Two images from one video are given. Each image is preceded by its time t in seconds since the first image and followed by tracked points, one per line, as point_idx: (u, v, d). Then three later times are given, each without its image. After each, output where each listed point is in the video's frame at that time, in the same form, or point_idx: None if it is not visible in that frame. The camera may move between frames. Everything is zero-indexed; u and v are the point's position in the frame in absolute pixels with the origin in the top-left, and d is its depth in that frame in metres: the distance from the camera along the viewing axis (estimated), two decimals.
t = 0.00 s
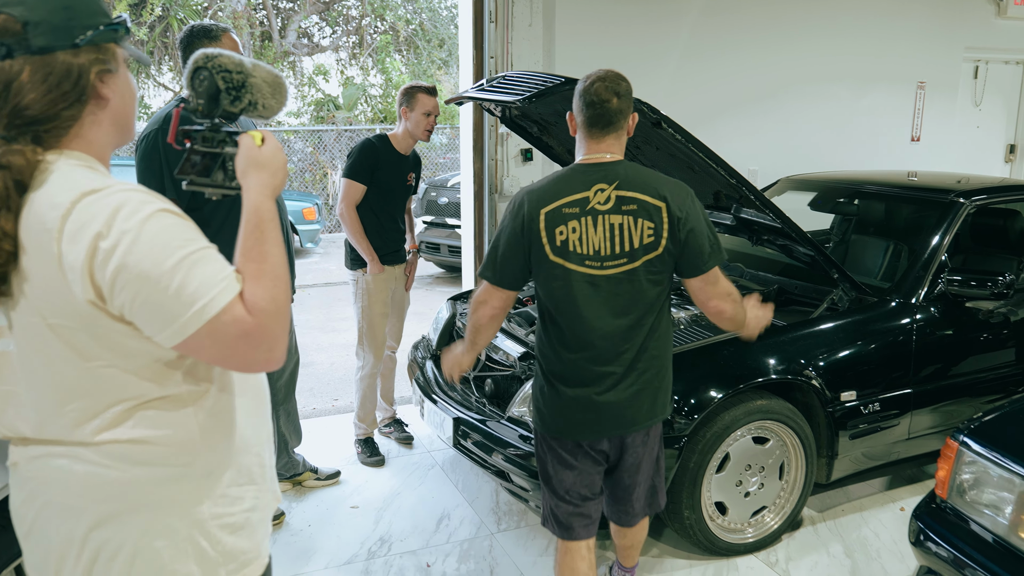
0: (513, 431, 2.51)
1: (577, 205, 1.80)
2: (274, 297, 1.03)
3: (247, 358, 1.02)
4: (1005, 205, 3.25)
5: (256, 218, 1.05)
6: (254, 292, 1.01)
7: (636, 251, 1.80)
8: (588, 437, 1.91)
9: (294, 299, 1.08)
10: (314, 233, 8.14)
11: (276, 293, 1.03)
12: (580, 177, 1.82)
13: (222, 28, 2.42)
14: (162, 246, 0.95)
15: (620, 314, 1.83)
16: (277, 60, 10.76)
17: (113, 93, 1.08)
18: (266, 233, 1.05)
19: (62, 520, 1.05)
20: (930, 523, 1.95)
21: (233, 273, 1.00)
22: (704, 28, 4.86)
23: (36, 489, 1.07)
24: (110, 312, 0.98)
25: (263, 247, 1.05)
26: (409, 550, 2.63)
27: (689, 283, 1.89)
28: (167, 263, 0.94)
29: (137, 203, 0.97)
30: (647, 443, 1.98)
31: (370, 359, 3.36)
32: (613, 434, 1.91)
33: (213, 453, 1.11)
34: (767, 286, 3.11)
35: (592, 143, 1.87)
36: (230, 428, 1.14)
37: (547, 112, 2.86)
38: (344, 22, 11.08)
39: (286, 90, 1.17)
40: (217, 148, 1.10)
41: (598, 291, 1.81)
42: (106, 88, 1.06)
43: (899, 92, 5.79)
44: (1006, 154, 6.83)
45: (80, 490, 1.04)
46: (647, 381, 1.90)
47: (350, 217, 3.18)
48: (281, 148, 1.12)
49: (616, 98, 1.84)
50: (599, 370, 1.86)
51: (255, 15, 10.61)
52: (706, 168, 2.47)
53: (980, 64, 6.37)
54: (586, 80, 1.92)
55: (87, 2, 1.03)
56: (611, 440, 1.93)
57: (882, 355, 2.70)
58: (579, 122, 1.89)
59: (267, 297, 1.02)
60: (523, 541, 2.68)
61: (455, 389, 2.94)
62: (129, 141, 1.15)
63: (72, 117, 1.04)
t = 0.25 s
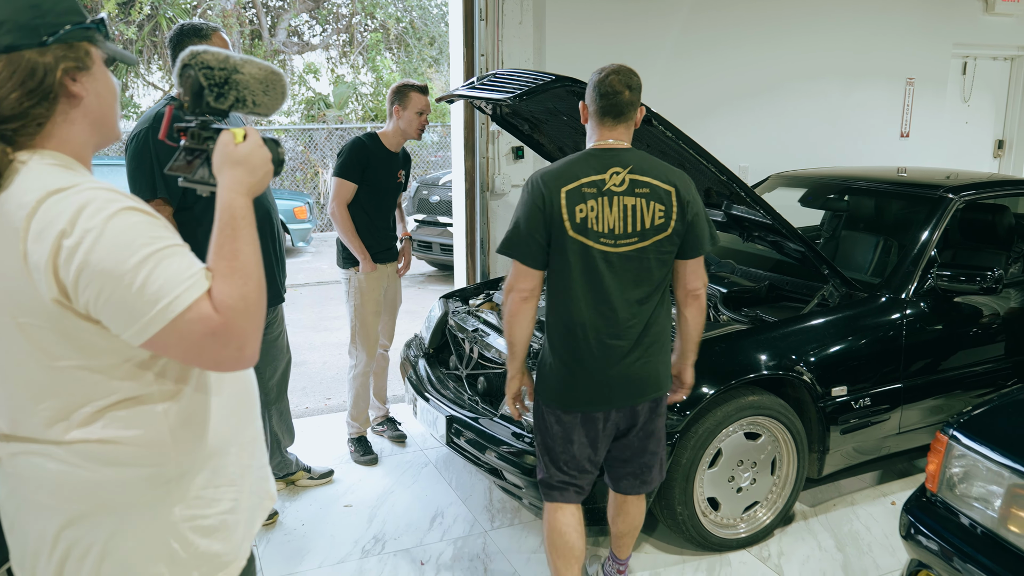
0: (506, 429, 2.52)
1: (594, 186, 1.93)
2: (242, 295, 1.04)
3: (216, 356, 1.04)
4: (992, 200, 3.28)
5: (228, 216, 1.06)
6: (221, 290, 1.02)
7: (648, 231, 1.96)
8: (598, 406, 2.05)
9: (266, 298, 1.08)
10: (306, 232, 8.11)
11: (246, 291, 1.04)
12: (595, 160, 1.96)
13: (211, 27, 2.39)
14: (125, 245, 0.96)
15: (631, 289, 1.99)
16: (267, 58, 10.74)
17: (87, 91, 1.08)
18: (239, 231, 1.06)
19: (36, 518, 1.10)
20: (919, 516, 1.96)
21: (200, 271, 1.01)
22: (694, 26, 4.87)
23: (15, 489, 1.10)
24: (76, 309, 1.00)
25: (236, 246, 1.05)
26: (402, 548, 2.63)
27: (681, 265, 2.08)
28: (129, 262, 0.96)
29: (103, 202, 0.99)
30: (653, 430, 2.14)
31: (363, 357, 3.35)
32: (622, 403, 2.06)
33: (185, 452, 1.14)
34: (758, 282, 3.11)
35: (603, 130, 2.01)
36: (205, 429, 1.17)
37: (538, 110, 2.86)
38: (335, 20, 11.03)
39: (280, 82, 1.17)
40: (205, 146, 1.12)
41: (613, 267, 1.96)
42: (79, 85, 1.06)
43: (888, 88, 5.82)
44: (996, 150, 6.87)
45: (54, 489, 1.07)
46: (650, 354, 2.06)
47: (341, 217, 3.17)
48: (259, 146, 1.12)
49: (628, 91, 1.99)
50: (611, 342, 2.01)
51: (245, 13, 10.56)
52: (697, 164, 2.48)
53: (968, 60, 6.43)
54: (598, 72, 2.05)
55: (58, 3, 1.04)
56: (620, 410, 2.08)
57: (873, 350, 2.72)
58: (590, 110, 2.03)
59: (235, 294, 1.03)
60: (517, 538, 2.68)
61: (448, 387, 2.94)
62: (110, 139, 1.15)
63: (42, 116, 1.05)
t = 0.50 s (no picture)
0: (501, 427, 2.52)
1: (601, 180, 1.94)
2: (225, 292, 1.04)
3: (200, 353, 1.04)
4: (984, 197, 3.30)
5: (210, 215, 1.05)
6: (204, 288, 1.02)
7: (652, 225, 1.98)
8: (603, 398, 2.06)
9: (249, 295, 1.08)
10: (299, 232, 8.08)
11: (228, 289, 1.04)
12: (600, 155, 1.97)
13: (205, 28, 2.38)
14: (105, 245, 0.96)
15: (637, 282, 2.00)
16: (260, 58, 10.72)
17: (69, 91, 1.07)
18: (220, 230, 1.06)
19: (18, 514, 1.10)
20: (914, 512, 1.97)
21: (182, 270, 1.01)
22: (687, 24, 4.88)
23: None
24: (59, 309, 1.01)
25: (219, 245, 1.05)
26: (398, 548, 2.63)
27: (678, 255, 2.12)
28: (110, 262, 0.96)
29: (84, 203, 0.99)
30: (652, 416, 2.18)
31: (358, 356, 3.34)
32: (627, 395, 2.08)
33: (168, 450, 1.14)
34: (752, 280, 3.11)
35: (603, 127, 2.02)
36: (188, 426, 1.17)
37: (531, 109, 2.86)
38: (327, 19, 10.99)
39: (264, 80, 1.16)
40: (188, 145, 1.13)
41: (619, 259, 1.97)
42: (60, 86, 1.06)
43: (880, 86, 5.84)
44: (988, 147, 6.90)
45: (35, 486, 1.08)
46: (653, 344, 2.09)
47: (336, 216, 3.16)
48: (241, 146, 1.11)
49: (627, 88, 2.00)
50: (616, 334, 2.02)
51: (238, 13, 10.52)
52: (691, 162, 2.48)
53: (960, 58, 6.45)
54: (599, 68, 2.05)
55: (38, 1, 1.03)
56: (624, 401, 2.10)
57: (866, 346, 2.72)
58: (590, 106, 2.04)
59: (218, 292, 1.03)
60: (513, 537, 2.68)
61: (443, 386, 2.93)
62: (95, 139, 1.14)
63: (23, 116, 1.04)
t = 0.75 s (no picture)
0: (498, 425, 2.52)
1: (596, 180, 1.93)
2: (216, 290, 1.04)
3: (193, 351, 1.04)
4: (979, 194, 3.31)
5: (200, 214, 1.05)
6: (197, 286, 1.02)
7: (646, 224, 1.98)
8: (600, 396, 2.06)
9: (240, 292, 1.08)
10: (294, 230, 8.06)
11: (219, 286, 1.04)
12: (595, 155, 1.96)
13: (201, 27, 2.36)
14: (99, 244, 0.96)
15: (631, 280, 2.00)
16: (254, 56, 10.69)
17: (57, 91, 1.07)
18: (211, 228, 1.06)
19: (16, 508, 1.10)
20: (909, 508, 1.97)
21: (175, 268, 1.01)
22: (682, 21, 4.87)
23: None
24: (54, 309, 1.01)
25: (210, 243, 1.05)
26: (395, 545, 2.63)
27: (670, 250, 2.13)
28: (104, 261, 0.96)
29: (76, 203, 0.99)
30: (645, 411, 2.18)
31: (355, 354, 3.34)
32: (623, 392, 2.09)
33: (163, 445, 1.14)
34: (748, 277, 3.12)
35: (598, 124, 2.01)
36: (181, 420, 1.17)
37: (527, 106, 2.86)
38: (322, 17, 10.97)
39: (253, 80, 1.15)
40: (178, 145, 1.12)
41: (614, 259, 1.97)
42: (48, 85, 1.06)
43: (875, 83, 5.86)
44: (981, 144, 6.92)
45: (32, 480, 1.07)
46: (648, 342, 2.10)
47: (332, 213, 3.16)
48: (229, 145, 1.10)
49: (622, 86, 1.99)
50: (612, 333, 2.02)
51: (232, 11, 10.49)
52: (686, 160, 2.48)
53: (954, 55, 6.47)
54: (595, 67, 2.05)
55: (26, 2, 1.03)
56: (619, 398, 2.10)
57: (862, 343, 2.73)
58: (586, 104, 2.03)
59: (210, 289, 1.03)
60: (510, 534, 2.68)
61: (439, 383, 2.93)
62: (82, 139, 1.14)
63: (11, 115, 1.04)
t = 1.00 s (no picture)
0: (494, 424, 2.52)
1: (583, 180, 1.93)
2: (203, 288, 1.04)
3: (180, 347, 1.04)
4: (973, 192, 3.32)
5: (187, 213, 1.05)
6: (184, 284, 1.02)
7: (635, 223, 1.98)
8: (591, 396, 2.07)
9: (228, 291, 1.08)
10: (290, 230, 8.05)
11: (206, 285, 1.04)
12: (582, 154, 1.96)
13: (195, 27, 2.35)
14: (86, 243, 0.96)
15: (620, 280, 2.00)
16: (249, 55, 10.66)
17: (52, 92, 1.07)
18: (198, 227, 1.05)
19: (12, 505, 1.12)
20: (904, 504, 1.99)
21: (161, 267, 1.01)
22: (677, 20, 4.88)
23: None
24: (42, 308, 1.01)
25: (197, 242, 1.04)
26: (392, 544, 2.63)
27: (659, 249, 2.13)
28: (90, 260, 0.96)
29: (63, 203, 0.99)
30: (637, 411, 2.18)
31: (351, 353, 3.34)
32: (614, 392, 2.09)
33: (156, 443, 1.14)
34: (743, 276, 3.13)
35: (586, 122, 2.01)
36: (173, 416, 1.17)
37: (523, 105, 2.86)
38: (316, 16, 10.94)
39: (244, 81, 1.15)
40: (169, 146, 1.14)
41: (603, 259, 1.97)
42: (41, 86, 1.06)
43: (870, 82, 5.87)
44: (976, 142, 6.94)
45: (27, 477, 1.09)
46: (638, 341, 2.10)
47: (328, 212, 3.16)
48: (218, 146, 1.10)
49: (611, 85, 1.99)
50: (602, 332, 2.03)
51: (226, 10, 10.46)
52: (682, 158, 2.48)
53: (948, 53, 6.49)
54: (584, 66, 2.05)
55: (26, 6, 1.04)
56: (611, 398, 2.10)
57: (857, 341, 2.74)
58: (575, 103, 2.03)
59: (197, 288, 1.03)
60: (506, 533, 2.69)
61: (435, 382, 2.93)
62: (77, 142, 1.14)
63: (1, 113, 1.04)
